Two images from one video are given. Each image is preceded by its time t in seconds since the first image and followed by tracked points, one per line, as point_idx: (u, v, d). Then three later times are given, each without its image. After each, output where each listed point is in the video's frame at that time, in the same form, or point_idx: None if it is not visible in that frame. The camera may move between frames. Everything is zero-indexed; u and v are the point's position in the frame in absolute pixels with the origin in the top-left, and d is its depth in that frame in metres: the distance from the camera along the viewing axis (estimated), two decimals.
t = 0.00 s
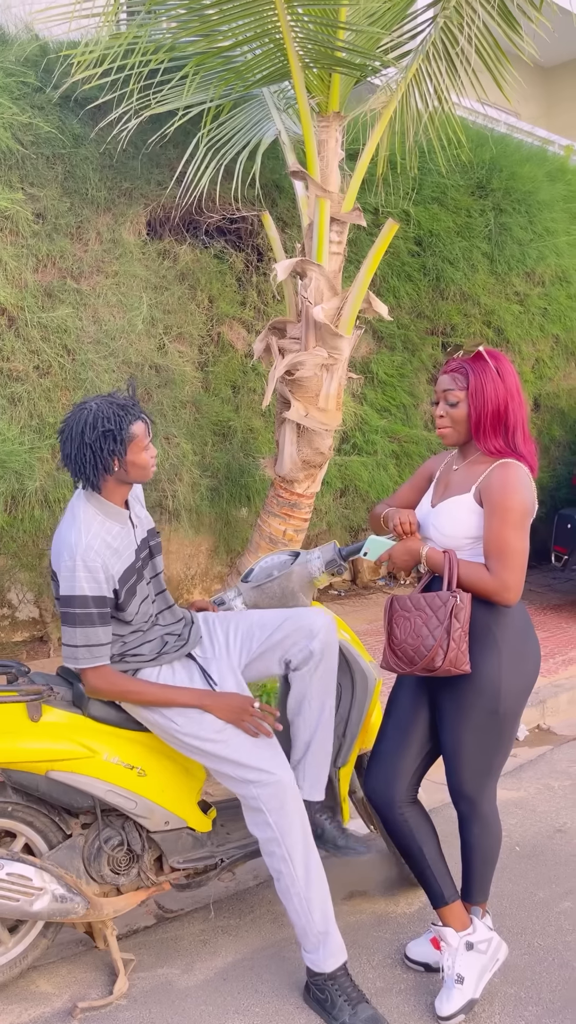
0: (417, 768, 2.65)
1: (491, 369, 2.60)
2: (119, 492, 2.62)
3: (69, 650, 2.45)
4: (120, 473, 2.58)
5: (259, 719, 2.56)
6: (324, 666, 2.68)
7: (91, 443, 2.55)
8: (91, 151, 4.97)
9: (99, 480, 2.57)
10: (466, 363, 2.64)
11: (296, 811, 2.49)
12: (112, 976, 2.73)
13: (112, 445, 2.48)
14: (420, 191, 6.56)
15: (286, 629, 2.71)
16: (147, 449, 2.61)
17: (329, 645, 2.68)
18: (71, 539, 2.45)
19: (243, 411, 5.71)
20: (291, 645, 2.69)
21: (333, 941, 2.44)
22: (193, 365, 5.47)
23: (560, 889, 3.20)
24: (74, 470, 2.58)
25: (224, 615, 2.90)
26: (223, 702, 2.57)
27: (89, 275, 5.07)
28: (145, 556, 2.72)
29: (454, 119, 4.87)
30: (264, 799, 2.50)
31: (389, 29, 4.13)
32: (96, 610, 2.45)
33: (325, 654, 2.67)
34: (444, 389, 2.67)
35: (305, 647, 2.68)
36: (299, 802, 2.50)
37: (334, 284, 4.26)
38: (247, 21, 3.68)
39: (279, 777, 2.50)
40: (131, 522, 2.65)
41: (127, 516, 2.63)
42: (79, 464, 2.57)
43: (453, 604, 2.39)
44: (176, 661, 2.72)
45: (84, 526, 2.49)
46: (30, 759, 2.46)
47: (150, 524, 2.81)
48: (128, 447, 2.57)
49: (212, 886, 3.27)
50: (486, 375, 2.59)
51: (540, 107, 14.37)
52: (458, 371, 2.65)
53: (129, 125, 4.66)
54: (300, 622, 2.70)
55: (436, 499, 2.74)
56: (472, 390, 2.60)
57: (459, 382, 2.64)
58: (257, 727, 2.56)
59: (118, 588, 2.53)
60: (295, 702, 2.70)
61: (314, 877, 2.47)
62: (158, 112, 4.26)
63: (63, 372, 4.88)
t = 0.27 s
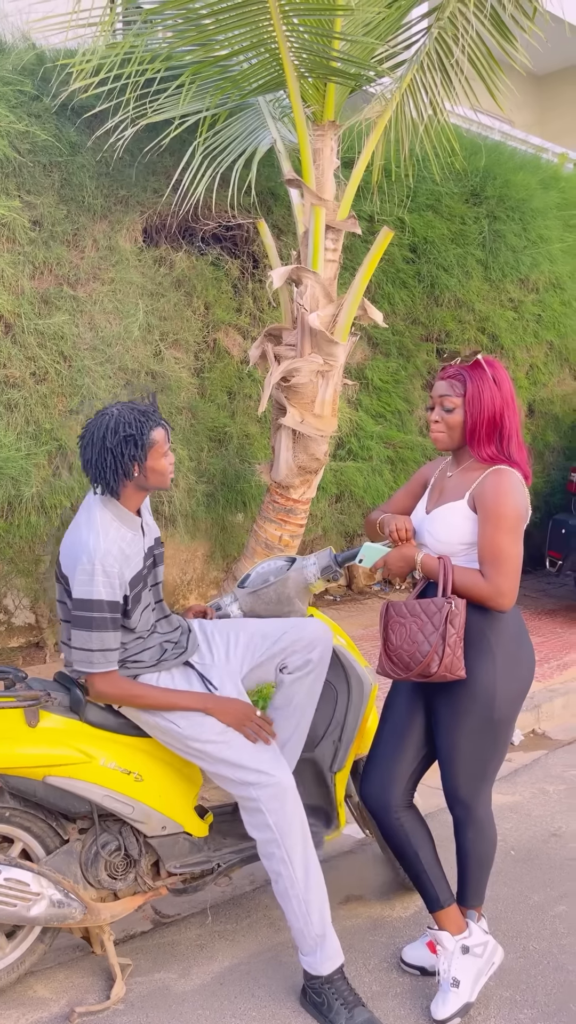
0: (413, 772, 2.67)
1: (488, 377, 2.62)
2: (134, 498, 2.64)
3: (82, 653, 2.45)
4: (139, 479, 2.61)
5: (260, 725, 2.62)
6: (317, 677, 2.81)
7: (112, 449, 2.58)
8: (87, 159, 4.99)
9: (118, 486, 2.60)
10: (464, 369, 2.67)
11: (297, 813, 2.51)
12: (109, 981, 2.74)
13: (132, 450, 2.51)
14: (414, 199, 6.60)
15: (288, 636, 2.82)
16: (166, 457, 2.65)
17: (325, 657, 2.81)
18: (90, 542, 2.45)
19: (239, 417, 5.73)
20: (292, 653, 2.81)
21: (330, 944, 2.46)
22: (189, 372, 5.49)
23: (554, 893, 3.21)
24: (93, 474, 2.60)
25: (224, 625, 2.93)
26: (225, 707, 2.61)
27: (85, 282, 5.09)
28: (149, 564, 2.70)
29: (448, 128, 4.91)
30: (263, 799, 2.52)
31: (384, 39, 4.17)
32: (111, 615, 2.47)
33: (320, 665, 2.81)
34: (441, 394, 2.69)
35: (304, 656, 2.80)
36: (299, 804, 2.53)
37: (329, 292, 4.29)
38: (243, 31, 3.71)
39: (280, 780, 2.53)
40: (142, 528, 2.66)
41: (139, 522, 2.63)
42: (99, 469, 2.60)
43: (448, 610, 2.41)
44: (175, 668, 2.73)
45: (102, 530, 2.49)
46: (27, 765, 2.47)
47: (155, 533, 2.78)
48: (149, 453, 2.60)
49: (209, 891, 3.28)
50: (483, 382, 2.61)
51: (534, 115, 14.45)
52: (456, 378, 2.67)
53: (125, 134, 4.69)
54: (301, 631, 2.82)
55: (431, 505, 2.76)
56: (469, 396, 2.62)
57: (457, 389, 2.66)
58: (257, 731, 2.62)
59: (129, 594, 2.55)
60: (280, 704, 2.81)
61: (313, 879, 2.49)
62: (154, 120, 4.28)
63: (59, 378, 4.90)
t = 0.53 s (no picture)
0: (409, 776, 2.69)
1: (480, 382, 2.65)
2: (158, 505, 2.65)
3: (94, 652, 2.47)
4: (168, 487, 2.62)
5: (259, 733, 2.63)
6: (318, 694, 2.88)
7: (146, 454, 2.60)
8: (84, 166, 5.01)
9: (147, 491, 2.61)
10: (454, 374, 2.69)
11: (296, 816, 2.52)
12: (106, 984, 2.74)
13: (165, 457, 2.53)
14: (409, 206, 6.64)
15: (292, 651, 2.91)
16: (195, 467, 2.67)
17: (327, 675, 2.89)
18: (110, 543, 2.49)
19: (234, 423, 5.75)
20: (295, 667, 2.89)
21: (327, 947, 2.48)
22: (184, 377, 5.51)
23: (549, 896, 3.23)
24: (124, 479, 2.61)
25: (230, 637, 2.96)
26: (226, 713, 2.62)
27: (81, 288, 5.11)
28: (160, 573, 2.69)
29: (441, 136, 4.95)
30: (263, 803, 2.53)
31: (378, 47, 4.20)
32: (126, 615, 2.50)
33: (322, 682, 2.88)
34: (434, 399, 2.71)
35: (306, 668, 2.89)
36: (298, 807, 2.54)
37: (324, 298, 4.32)
38: (238, 39, 3.74)
39: (279, 783, 2.54)
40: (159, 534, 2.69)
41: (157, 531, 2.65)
42: (130, 473, 2.61)
43: (444, 614, 2.44)
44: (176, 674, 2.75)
45: (123, 532, 2.53)
46: (26, 769, 2.48)
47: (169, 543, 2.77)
48: (180, 462, 2.62)
49: (206, 895, 3.29)
50: (475, 387, 2.64)
51: (526, 122, 14.54)
52: (447, 383, 2.70)
53: (122, 141, 4.72)
54: (306, 646, 2.91)
55: (427, 510, 2.78)
56: (462, 401, 2.65)
57: (449, 393, 2.68)
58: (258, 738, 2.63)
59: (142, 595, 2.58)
60: (279, 716, 2.87)
61: (311, 883, 2.50)
62: (150, 128, 4.31)
63: (55, 384, 4.91)
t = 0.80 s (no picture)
0: (404, 777, 2.70)
1: (477, 386, 2.67)
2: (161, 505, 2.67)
3: (94, 642, 2.47)
4: (172, 487, 2.64)
5: (255, 736, 2.65)
6: (315, 697, 2.88)
7: (155, 451, 2.62)
8: (80, 172, 5.03)
9: (151, 489, 2.63)
10: (453, 378, 2.71)
11: (290, 819, 2.54)
12: (102, 988, 2.75)
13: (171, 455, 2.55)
14: (403, 212, 6.68)
15: (290, 655, 2.93)
16: (200, 472, 2.68)
17: (325, 678, 2.90)
18: (112, 534, 2.52)
19: (229, 428, 5.77)
20: (292, 670, 2.92)
21: (323, 949, 2.48)
22: (180, 382, 5.53)
23: (544, 898, 3.24)
24: (132, 473, 2.64)
25: (227, 641, 2.96)
26: (222, 717, 2.64)
27: (77, 294, 5.12)
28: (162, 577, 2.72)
29: (435, 143, 4.98)
30: (258, 806, 2.54)
31: (372, 55, 4.23)
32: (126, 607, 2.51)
33: (319, 685, 2.89)
34: (431, 402, 2.72)
35: (306, 673, 2.90)
36: (293, 810, 2.55)
37: (319, 303, 4.34)
38: (233, 47, 3.76)
39: (275, 786, 2.55)
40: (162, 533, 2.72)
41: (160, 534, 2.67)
42: (137, 468, 2.63)
43: (439, 616, 2.45)
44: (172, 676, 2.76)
45: (124, 525, 2.56)
46: (22, 772, 2.49)
47: (174, 545, 2.82)
48: (188, 463, 2.64)
49: (202, 898, 3.29)
50: (472, 390, 2.66)
51: (520, 129, 14.62)
52: (445, 386, 2.72)
53: (117, 147, 4.74)
54: (305, 650, 2.93)
55: (423, 513, 2.80)
56: (459, 404, 2.67)
57: (447, 396, 2.70)
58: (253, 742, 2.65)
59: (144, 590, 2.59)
60: (276, 719, 2.89)
61: (305, 885, 2.51)
62: (146, 134, 4.33)
63: (51, 389, 4.92)
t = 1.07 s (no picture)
0: (400, 778, 2.71)
1: (473, 390, 2.69)
2: (167, 506, 2.71)
3: (95, 629, 2.53)
4: (179, 488, 2.67)
5: (249, 738, 2.65)
6: (313, 699, 2.91)
7: (166, 449, 2.67)
8: (76, 178, 5.05)
9: (157, 486, 2.67)
10: (449, 381, 2.73)
11: (283, 822, 2.54)
12: (98, 991, 2.74)
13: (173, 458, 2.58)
14: (398, 217, 6.71)
15: (288, 659, 2.96)
16: (207, 477, 2.71)
17: (322, 681, 2.93)
18: (115, 525, 2.59)
19: (225, 432, 5.78)
20: (290, 674, 2.94)
21: (318, 951, 2.49)
22: (175, 387, 5.54)
23: (540, 900, 3.25)
24: (141, 468, 2.70)
25: (225, 644, 2.97)
26: (216, 719, 2.64)
27: (73, 298, 5.13)
28: (169, 580, 2.72)
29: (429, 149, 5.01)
30: (250, 809, 2.54)
31: (367, 62, 4.25)
32: (128, 595, 2.57)
33: (317, 688, 2.92)
34: (427, 405, 2.74)
35: (304, 676, 2.93)
36: (285, 812, 2.55)
37: (315, 308, 4.35)
38: (228, 53, 3.79)
39: (267, 788, 2.56)
40: (171, 534, 2.73)
41: (167, 534, 2.70)
42: (147, 465, 2.68)
43: (435, 616, 2.46)
44: (170, 677, 2.76)
45: (128, 518, 2.62)
46: (19, 774, 2.49)
47: (187, 550, 2.82)
48: (196, 465, 2.67)
49: (198, 901, 3.29)
50: (468, 394, 2.68)
51: (513, 136, 14.70)
52: (441, 389, 2.73)
53: (113, 153, 4.75)
54: (302, 655, 2.96)
55: (419, 515, 2.81)
56: (454, 407, 2.69)
57: (442, 400, 2.71)
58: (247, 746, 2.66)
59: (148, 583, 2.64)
60: (274, 721, 2.89)
61: (299, 888, 2.50)
62: (142, 140, 4.34)
63: (47, 393, 4.93)
